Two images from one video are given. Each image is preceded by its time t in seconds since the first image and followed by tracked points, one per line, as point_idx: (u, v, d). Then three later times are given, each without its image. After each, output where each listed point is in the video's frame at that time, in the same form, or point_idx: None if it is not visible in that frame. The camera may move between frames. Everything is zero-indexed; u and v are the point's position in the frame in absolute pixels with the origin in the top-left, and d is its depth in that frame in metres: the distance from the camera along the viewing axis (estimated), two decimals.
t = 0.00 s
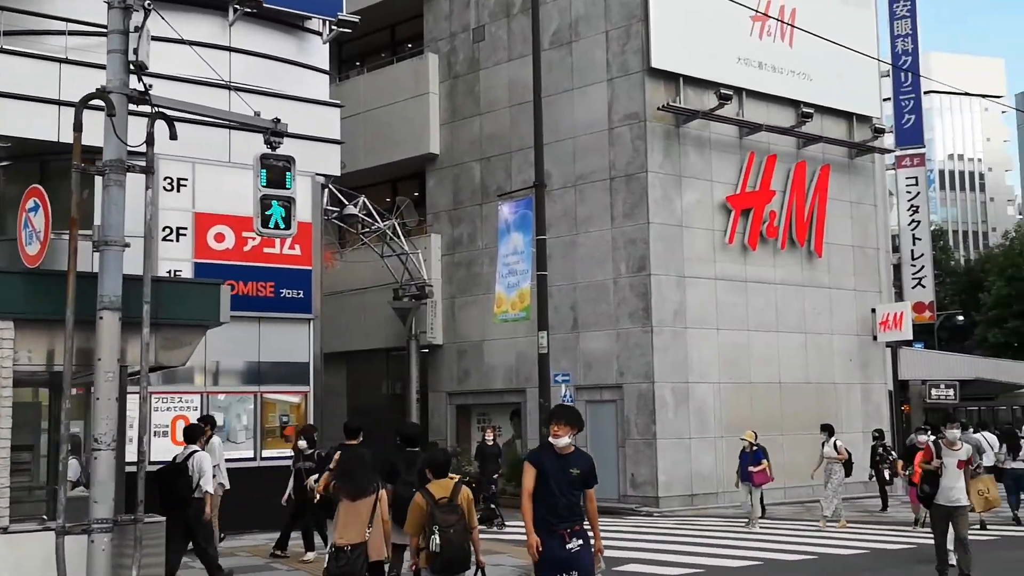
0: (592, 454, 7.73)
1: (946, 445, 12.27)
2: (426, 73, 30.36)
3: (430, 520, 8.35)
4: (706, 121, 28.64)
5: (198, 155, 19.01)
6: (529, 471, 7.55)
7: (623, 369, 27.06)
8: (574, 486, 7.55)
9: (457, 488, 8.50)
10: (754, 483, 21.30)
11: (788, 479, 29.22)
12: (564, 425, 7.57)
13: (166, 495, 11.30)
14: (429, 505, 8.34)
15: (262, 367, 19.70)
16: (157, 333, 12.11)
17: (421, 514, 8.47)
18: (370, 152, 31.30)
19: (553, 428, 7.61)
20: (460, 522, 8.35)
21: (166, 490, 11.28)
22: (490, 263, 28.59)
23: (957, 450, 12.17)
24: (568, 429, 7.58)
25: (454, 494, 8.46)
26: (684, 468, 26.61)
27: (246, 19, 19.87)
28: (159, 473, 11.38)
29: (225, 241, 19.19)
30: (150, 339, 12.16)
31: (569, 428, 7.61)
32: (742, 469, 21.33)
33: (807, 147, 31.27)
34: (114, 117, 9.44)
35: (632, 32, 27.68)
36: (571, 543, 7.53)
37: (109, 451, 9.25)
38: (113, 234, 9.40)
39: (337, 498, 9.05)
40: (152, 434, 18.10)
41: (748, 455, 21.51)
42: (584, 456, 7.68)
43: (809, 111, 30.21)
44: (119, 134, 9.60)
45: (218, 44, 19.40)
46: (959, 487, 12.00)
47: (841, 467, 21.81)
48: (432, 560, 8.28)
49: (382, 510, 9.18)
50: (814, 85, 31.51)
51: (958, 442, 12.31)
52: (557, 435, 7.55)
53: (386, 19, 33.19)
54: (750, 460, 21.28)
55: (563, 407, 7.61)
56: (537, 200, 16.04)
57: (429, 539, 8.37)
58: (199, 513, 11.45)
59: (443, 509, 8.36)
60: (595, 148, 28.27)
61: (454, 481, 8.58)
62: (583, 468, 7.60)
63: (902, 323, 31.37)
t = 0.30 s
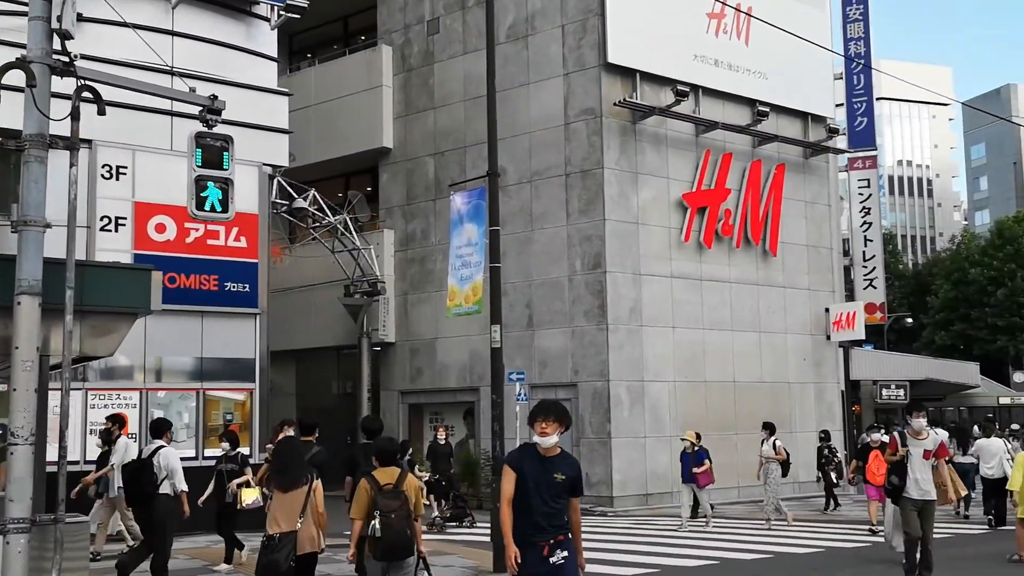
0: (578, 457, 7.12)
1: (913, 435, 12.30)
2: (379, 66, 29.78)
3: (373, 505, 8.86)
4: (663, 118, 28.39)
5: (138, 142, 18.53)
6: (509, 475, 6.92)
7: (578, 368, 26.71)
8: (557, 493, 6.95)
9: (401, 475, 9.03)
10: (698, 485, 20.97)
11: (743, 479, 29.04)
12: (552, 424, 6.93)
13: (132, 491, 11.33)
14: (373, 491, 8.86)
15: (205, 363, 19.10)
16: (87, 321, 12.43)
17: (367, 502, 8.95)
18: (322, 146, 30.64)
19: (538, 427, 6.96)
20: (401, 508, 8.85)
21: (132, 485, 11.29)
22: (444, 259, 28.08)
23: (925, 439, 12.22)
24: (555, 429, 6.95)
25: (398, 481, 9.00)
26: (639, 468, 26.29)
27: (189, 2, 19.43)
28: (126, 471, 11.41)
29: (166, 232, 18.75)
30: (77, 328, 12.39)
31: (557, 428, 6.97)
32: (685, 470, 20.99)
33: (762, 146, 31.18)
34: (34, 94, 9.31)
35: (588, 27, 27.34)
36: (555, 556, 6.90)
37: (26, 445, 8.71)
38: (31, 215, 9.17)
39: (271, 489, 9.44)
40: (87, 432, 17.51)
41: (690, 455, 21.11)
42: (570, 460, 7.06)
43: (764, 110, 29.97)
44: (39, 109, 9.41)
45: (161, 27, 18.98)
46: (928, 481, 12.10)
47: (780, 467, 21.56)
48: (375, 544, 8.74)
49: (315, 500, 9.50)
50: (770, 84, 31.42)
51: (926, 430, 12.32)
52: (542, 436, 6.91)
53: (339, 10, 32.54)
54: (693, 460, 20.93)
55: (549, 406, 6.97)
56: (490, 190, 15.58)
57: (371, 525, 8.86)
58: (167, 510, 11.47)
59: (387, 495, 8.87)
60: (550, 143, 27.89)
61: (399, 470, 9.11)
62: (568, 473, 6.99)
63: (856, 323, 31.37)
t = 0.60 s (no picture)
0: (579, 451, 6.40)
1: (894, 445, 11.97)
2: (342, 57, 29.11)
3: (323, 511, 8.36)
4: (630, 113, 27.98)
5: (88, 130, 17.85)
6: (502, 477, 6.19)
7: (543, 366, 26.23)
8: (558, 495, 6.23)
9: (353, 479, 8.54)
10: (652, 483, 20.48)
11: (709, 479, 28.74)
12: (551, 419, 6.20)
13: (106, 494, 11.33)
14: (323, 495, 8.36)
15: (155, 362, 18.51)
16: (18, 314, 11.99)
17: (316, 506, 8.44)
18: (282, 138, 29.92)
19: (532, 421, 6.23)
20: (354, 512, 8.36)
21: (105, 487, 11.30)
22: (407, 255, 27.49)
23: (909, 449, 11.97)
24: (554, 423, 6.22)
25: (350, 485, 8.51)
26: (605, 469, 25.88)
27: None
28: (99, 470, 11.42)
29: (116, 224, 18.07)
30: (6, 320, 11.96)
31: (556, 421, 6.24)
32: (638, 469, 20.61)
33: (729, 144, 30.87)
34: None
35: (556, 20, 26.86)
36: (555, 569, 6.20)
37: None
38: None
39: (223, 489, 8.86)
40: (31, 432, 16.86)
41: (645, 455, 20.74)
42: (570, 456, 6.33)
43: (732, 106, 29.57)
44: None
45: (113, 12, 18.27)
46: (913, 492, 11.79)
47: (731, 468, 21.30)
48: (326, 551, 8.23)
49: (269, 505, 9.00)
50: (737, 81, 31.11)
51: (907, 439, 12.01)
52: (540, 431, 6.17)
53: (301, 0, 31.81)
54: (646, 460, 20.57)
55: (545, 395, 6.23)
56: (453, 182, 15.10)
57: (323, 530, 8.35)
58: (140, 512, 11.49)
59: (338, 499, 8.38)
60: (516, 138, 27.38)
61: (351, 473, 8.61)
62: (569, 471, 6.26)
63: (822, 322, 31.22)
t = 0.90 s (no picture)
0: (600, 455, 5.73)
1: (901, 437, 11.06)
2: (315, 49, 28.50)
3: (286, 503, 8.45)
4: (608, 108, 27.54)
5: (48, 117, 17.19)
6: (515, 484, 5.53)
7: (520, 365, 25.76)
8: (579, 503, 5.55)
9: (318, 471, 8.59)
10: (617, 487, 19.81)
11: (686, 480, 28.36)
12: (573, 415, 5.56)
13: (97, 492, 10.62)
14: (286, 488, 8.44)
15: (118, 357, 17.84)
16: None
17: (280, 499, 8.51)
18: (254, 132, 29.27)
19: (550, 418, 5.59)
20: (316, 505, 8.47)
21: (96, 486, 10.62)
22: (380, 252, 26.92)
23: (917, 441, 11.05)
24: (576, 419, 5.57)
25: (314, 477, 8.56)
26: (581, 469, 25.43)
27: None
28: (91, 470, 10.80)
29: (77, 216, 17.43)
30: None
31: (578, 416, 5.60)
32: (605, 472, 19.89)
33: (709, 140, 30.51)
34: None
35: (534, 13, 26.39)
36: None
37: None
38: None
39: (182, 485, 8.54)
40: None
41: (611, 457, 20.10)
42: (591, 459, 5.68)
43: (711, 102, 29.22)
44: None
45: None
46: (918, 489, 10.85)
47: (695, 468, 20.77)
48: (287, 544, 8.36)
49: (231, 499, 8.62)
50: (716, 77, 30.77)
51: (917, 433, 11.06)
52: (561, 428, 5.52)
53: None
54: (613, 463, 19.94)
55: (564, 389, 5.62)
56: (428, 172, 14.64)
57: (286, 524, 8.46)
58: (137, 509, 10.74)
59: (301, 491, 8.45)
60: (493, 132, 26.88)
61: (316, 465, 8.67)
62: (593, 477, 5.60)
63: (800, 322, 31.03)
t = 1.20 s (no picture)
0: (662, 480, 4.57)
1: (938, 451, 9.64)
2: (294, 42, 27.91)
3: (264, 513, 7.91)
4: (593, 104, 27.07)
5: (16, 109, 16.57)
6: (573, 499, 4.24)
7: (503, 365, 25.25)
8: (640, 536, 4.36)
9: (300, 481, 8.04)
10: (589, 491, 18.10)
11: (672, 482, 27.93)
12: (645, 423, 4.39)
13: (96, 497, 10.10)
14: (264, 497, 7.88)
15: (88, 357, 17.21)
16: None
17: (259, 508, 7.99)
18: (232, 127, 28.65)
19: (616, 427, 4.38)
20: (294, 516, 7.84)
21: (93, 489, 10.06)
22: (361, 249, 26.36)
23: (954, 457, 9.58)
24: (647, 430, 4.41)
25: (295, 487, 7.98)
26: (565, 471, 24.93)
27: None
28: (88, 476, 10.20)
29: (46, 210, 16.80)
30: None
31: (649, 429, 4.44)
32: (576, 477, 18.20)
33: (695, 138, 30.10)
34: None
35: (518, 6, 25.89)
36: None
37: None
38: None
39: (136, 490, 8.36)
40: None
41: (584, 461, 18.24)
42: (653, 481, 4.51)
43: (697, 99, 28.82)
44: None
45: None
46: (954, 511, 9.39)
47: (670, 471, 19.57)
48: (262, 556, 7.81)
49: (185, 502, 8.51)
50: (703, 74, 30.36)
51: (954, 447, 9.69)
52: (632, 438, 4.33)
53: None
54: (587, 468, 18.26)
55: (634, 391, 4.44)
56: (410, 165, 14.14)
57: (261, 533, 7.95)
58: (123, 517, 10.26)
59: (279, 502, 7.86)
60: (476, 127, 26.36)
61: (298, 474, 8.14)
62: (656, 504, 4.43)
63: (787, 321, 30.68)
